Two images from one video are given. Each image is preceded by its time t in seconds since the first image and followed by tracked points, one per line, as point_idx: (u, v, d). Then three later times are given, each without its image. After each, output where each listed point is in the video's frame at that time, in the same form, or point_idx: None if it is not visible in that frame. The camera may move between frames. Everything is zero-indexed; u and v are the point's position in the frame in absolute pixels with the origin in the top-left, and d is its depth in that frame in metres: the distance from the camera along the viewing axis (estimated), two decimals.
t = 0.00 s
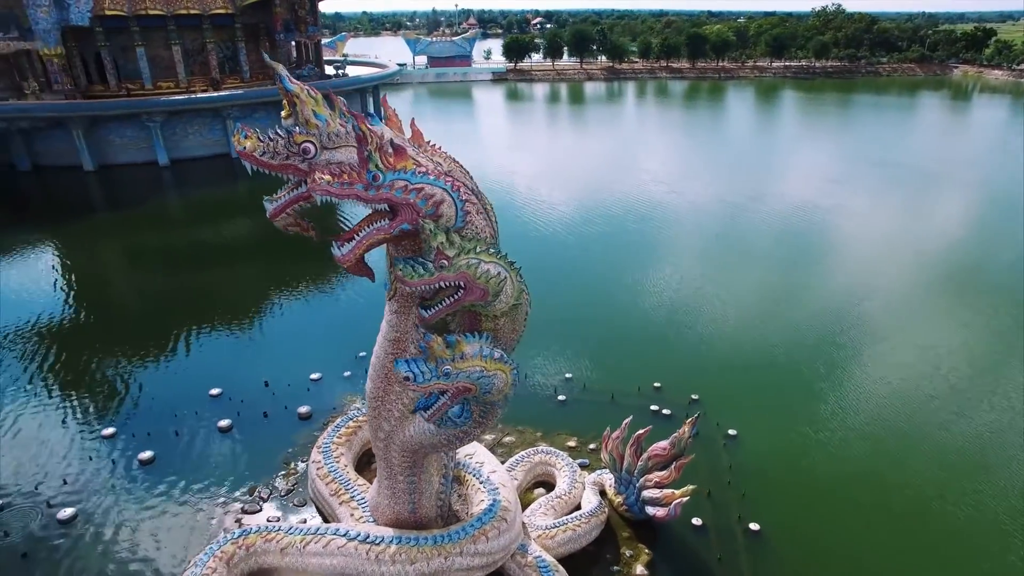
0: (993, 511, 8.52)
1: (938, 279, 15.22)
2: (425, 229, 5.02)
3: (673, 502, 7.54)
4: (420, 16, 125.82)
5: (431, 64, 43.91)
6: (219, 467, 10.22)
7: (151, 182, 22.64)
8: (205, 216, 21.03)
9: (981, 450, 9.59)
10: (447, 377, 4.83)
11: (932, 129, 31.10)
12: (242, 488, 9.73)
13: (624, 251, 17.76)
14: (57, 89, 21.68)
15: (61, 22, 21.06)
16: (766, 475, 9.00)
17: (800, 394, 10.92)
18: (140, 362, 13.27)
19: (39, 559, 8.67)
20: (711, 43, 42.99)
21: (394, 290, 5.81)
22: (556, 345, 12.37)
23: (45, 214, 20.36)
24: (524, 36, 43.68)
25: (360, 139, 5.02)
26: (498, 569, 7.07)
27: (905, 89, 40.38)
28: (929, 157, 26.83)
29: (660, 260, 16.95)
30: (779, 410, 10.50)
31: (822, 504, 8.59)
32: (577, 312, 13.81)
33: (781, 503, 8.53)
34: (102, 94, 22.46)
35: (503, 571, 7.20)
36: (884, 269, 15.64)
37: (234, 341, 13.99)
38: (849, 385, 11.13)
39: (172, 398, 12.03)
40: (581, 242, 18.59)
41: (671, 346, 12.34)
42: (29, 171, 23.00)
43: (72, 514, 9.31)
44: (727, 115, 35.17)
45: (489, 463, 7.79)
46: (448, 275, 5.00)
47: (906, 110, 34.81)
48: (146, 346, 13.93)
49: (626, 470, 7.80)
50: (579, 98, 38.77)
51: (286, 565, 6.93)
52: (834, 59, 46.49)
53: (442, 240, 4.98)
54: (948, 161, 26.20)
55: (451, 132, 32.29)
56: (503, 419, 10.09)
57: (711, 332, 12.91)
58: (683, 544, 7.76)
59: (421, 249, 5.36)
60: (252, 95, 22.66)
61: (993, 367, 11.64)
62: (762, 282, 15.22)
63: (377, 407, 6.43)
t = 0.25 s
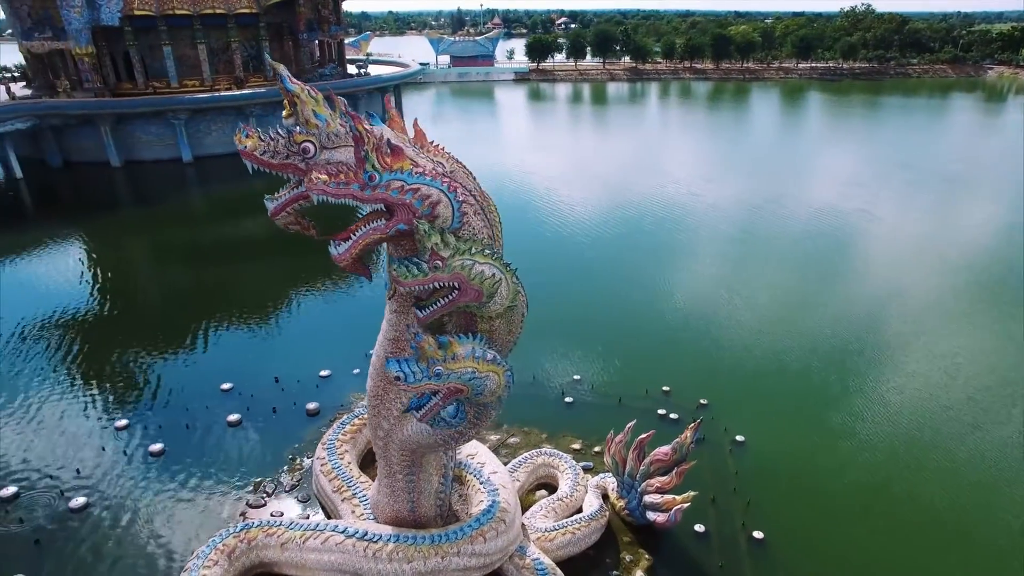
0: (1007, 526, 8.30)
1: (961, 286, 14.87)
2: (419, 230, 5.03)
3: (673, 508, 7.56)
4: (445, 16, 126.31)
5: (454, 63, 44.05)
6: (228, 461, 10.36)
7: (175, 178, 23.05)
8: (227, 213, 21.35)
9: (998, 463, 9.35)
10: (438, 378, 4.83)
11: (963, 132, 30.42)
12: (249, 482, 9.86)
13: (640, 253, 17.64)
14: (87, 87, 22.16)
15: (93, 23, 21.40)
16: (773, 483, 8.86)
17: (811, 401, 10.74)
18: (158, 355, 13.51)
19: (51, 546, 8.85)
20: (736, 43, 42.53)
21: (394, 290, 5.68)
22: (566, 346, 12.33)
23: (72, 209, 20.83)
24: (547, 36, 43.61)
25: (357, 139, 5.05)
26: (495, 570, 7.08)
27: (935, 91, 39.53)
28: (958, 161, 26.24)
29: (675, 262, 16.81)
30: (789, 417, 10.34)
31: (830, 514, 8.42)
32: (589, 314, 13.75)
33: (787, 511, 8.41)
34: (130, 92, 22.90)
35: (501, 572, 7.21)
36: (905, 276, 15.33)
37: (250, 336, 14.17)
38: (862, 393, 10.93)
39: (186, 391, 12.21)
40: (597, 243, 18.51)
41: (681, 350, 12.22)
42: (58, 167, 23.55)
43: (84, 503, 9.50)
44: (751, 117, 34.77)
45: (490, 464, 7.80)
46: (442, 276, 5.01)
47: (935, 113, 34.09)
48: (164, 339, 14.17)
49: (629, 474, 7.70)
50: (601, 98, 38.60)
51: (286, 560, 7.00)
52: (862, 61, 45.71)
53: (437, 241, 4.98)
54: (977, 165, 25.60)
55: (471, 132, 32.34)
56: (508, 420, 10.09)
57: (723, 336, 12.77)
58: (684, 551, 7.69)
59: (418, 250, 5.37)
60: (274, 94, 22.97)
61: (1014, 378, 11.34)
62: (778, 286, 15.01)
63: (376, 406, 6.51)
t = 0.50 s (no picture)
0: None
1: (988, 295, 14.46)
2: (414, 230, 5.04)
3: (674, 516, 7.53)
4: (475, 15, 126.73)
5: (480, 63, 44.16)
6: (238, 454, 10.51)
7: (202, 175, 23.49)
8: (250, 209, 21.70)
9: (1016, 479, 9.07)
10: (428, 379, 4.84)
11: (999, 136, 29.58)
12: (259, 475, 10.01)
13: (658, 256, 17.50)
14: (120, 85, 22.68)
15: (127, 22, 21.85)
16: (780, 491, 8.71)
17: (824, 409, 10.54)
18: (177, 348, 13.78)
19: (65, 532, 9.07)
20: (766, 44, 41.94)
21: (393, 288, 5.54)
22: (577, 349, 12.28)
23: (103, 204, 21.35)
24: (574, 36, 43.49)
25: (354, 139, 5.09)
26: (493, 570, 7.08)
27: (972, 93, 38.51)
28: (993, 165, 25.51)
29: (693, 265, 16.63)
30: (801, 425, 10.15)
31: (838, 525, 8.24)
32: (603, 316, 13.68)
33: (793, 521, 8.26)
34: (161, 90, 23.40)
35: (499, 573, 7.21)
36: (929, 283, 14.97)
37: (267, 331, 14.39)
38: (878, 403, 10.69)
39: (202, 384, 12.42)
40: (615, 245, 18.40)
41: (694, 354, 12.09)
42: (91, 162, 24.15)
43: (97, 491, 9.71)
44: (779, 119, 34.27)
45: (492, 465, 7.80)
46: (436, 276, 5.01)
47: (971, 116, 33.22)
48: (184, 332, 14.44)
49: (631, 479, 7.64)
50: (627, 99, 38.36)
51: (286, 554, 7.08)
52: (896, 62, 44.74)
53: (431, 242, 4.99)
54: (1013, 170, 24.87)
55: (495, 132, 32.38)
56: (515, 421, 10.10)
57: (738, 340, 12.60)
58: (685, 558, 7.61)
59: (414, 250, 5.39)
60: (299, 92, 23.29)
61: None
62: (798, 291, 14.76)
63: (375, 404, 6.56)
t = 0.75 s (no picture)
0: None
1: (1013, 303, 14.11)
2: (410, 230, 5.06)
3: (675, 522, 7.40)
4: (499, 15, 126.92)
5: (502, 63, 44.19)
6: (247, 451, 10.61)
7: (225, 172, 23.84)
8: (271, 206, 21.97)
9: None
10: (421, 379, 4.83)
11: None
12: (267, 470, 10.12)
13: (674, 259, 17.34)
14: (147, 83, 23.05)
15: (154, 22, 22.19)
16: (787, 499, 8.58)
17: (836, 417, 10.37)
18: (194, 343, 14.00)
19: (76, 521, 9.26)
20: (792, 45, 41.39)
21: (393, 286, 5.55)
22: (588, 350, 12.24)
23: (127, 200, 21.77)
24: (597, 36, 43.33)
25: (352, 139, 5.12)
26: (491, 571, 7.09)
27: (1005, 95, 37.60)
28: None
29: (709, 268, 16.47)
30: (811, 432, 10.00)
31: (845, 535, 8.10)
32: (615, 318, 13.61)
33: (798, 529, 8.15)
34: (186, 88, 23.80)
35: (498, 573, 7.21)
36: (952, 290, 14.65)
37: (282, 327, 14.56)
38: (892, 412, 10.49)
39: (216, 379, 12.60)
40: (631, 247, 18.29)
41: (705, 358, 11.96)
42: (118, 159, 24.64)
43: (108, 482, 9.89)
44: (803, 121, 33.79)
45: (494, 466, 7.80)
46: (431, 276, 5.02)
47: (1003, 118, 32.43)
48: (201, 327, 14.66)
49: (634, 483, 7.59)
50: (649, 99, 38.11)
51: (287, 549, 7.15)
52: (927, 63, 43.85)
53: (426, 242, 5.00)
54: None
55: (515, 132, 32.37)
56: (521, 422, 10.10)
57: (751, 345, 12.45)
58: (686, 564, 7.54)
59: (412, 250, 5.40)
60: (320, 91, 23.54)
61: None
62: (815, 296, 14.54)
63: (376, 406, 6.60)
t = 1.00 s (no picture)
0: None
1: None
2: (403, 230, 5.06)
3: (674, 529, 7.32)
4: (527, 15, 126.87)
5: (527, 62, 44.16)
6: (255, 445, 10.73)
7: (248, 170, 24.19)
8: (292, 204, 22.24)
9: None
10: (410, 379, 4.84)
11: None
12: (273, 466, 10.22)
13: (691, 262, 17.15)
14: (174, 81, 23.34)
15: (183, 21, 22.59)
16: (791, 509, 8.45)
17: (848, 427, 10.18)
18: (211, 337, 14.22)
19: (87, 510, 9.46)
20: (821, 46, 40.72)
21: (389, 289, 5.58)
22: (597, 353, 12.19)
23: (153, 195, 22.20)
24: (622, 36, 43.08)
25: (348, 139, 5.14)
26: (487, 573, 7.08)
27: None
28: None
29: (725, 272, 16.29)
30: (822, 441, 9.83)
31: (849, 547, 7.96)
32: (628, 321, 13.51)
33: (801, 539, 8.02)
34: (212, 86, 24.16)
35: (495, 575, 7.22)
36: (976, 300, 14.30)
37: (297, 323, 14.72)
38: (906, 423, 10.27)
39: (230, 372, 12.79)
40: (648, 250, 18.15)
41: (716, 364, 11.82)
42: (145, 155, 25.13)
43: (119, 473, 10.08)
44: (830, 123, 33.25)
45: (494, 467, 7.79)
46: (423, 277, 5.02)
47: None
48: (218, 321, 14.88)
49: (634, 488, 7.53)
50: (673, 100, 37.79)
51: (286, 544, 7.21)
52: (962, 65, 42.80)
53: (419, 243, 5.01)
54: None
55: (536, 132, 32.33)
56: (526, 423, 10.09)
57: (765, 351, 12.29)
58: (684, 572, 7.48)
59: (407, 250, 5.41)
60: (343, 90, 23.75)
61: None
62: (833, 302, 14.29)
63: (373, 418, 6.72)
